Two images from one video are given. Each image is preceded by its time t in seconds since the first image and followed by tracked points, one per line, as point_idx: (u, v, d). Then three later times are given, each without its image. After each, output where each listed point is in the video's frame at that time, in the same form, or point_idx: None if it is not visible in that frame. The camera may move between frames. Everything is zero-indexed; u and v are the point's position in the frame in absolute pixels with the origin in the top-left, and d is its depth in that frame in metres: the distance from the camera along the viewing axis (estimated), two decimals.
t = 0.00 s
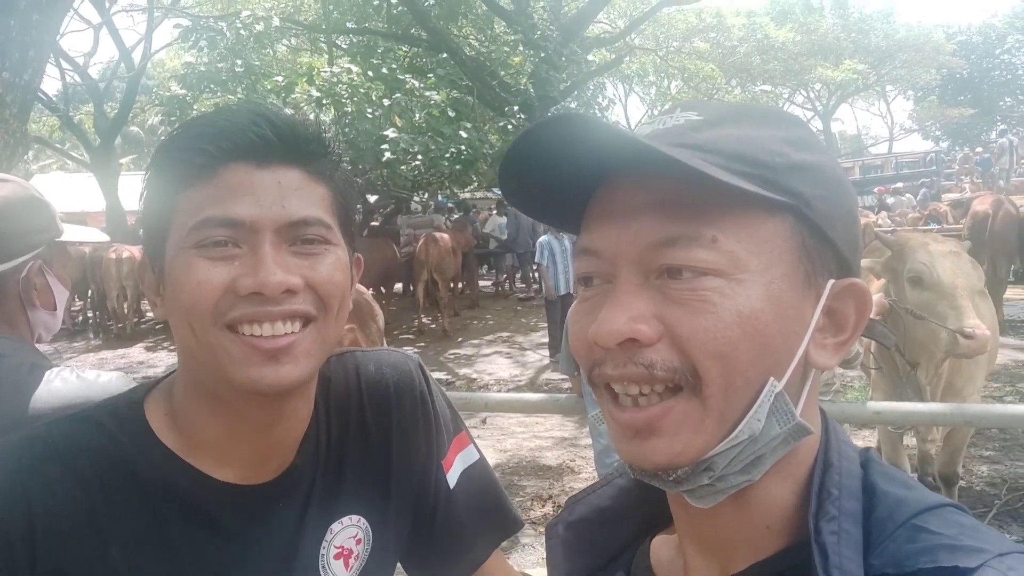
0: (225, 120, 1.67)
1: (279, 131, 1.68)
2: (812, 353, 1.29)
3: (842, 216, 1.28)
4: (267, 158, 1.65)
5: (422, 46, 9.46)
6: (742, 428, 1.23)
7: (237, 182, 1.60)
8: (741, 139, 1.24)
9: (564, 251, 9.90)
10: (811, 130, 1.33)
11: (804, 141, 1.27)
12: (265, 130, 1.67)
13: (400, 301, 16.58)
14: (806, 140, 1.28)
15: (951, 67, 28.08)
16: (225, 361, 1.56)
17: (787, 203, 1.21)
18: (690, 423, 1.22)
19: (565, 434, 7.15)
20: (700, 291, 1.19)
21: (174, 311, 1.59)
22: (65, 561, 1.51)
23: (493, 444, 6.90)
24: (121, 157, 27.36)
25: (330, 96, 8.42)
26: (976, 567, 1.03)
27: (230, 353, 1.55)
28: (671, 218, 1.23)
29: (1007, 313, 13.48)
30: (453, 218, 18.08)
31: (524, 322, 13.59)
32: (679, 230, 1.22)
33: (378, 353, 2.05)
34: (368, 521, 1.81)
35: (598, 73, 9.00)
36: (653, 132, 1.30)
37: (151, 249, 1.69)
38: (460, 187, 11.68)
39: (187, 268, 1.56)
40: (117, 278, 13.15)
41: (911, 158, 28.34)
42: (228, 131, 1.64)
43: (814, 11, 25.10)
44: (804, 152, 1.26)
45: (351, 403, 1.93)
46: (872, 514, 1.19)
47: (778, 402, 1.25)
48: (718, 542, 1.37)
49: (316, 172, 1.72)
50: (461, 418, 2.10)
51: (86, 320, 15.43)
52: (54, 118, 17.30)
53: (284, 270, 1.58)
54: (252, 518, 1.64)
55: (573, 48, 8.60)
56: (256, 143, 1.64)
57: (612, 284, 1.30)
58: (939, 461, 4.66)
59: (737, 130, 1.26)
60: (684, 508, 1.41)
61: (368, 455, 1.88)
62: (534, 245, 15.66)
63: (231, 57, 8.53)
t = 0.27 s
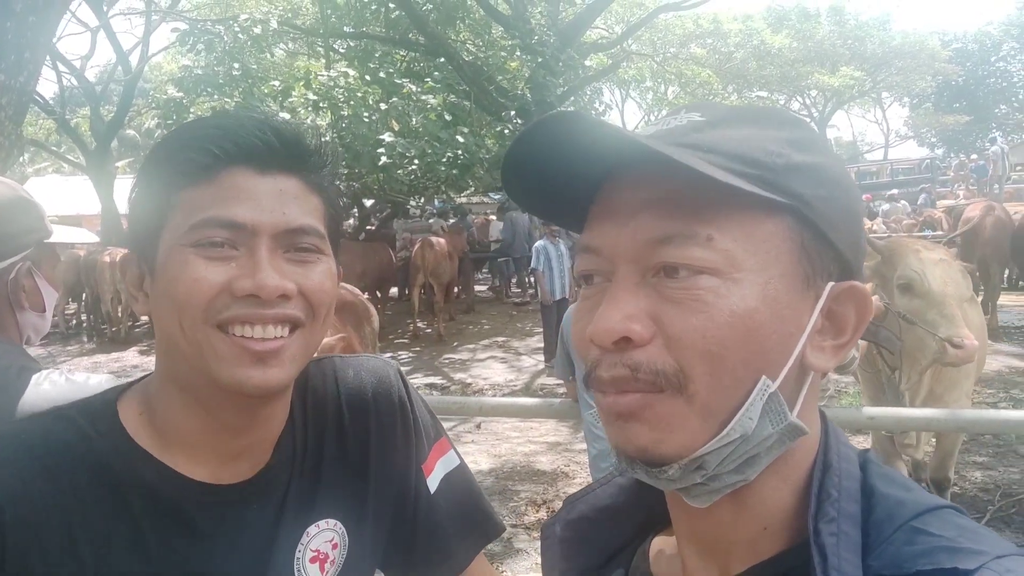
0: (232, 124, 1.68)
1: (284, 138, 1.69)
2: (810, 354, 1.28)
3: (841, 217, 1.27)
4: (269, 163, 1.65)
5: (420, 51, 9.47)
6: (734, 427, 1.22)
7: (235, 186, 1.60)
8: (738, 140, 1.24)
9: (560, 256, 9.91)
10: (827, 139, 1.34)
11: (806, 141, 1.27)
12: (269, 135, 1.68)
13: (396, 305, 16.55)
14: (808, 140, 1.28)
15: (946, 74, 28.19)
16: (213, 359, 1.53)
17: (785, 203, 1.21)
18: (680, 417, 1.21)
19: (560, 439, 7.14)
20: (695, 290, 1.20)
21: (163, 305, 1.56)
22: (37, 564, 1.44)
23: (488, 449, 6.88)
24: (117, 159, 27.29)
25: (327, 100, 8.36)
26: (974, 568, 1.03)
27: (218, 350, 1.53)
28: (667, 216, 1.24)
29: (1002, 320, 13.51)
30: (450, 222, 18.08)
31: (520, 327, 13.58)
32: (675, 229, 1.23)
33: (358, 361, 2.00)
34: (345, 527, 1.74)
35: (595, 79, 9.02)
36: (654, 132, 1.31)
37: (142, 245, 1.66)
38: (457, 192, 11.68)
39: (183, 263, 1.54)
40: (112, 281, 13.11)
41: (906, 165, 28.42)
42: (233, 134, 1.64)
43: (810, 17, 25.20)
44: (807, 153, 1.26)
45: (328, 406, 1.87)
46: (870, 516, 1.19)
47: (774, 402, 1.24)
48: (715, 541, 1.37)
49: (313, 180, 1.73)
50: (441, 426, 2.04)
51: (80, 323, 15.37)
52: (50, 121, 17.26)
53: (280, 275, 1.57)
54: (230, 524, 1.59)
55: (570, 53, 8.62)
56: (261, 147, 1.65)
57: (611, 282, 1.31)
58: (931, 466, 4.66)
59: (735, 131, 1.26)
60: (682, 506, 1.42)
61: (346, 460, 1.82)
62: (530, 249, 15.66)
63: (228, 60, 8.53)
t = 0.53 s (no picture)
0: (248, 134, 1.66)
1: (300, 151, 1.68)
2: (811, 354, 1.27)
3: (840, 213, 1.26)
4: (285, 172, 1.64)
5: (415, 60, 9.49)
6: (737, 426, 1.21)
7: (252, 198, 1.57)
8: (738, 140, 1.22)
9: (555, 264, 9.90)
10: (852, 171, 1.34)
11: (809, 139, 1.26)
12: (287, 148, 1.66)
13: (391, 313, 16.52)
14: (809, 139, 1.26)
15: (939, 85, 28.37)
16: (232, 370, 1.51)
17: (783, 202, 1.20)
18: (681, 419, 1.20)
19: (555, 447, 7.12)
20: (695, 292, 1.19)
21: (179, 313, 1.53)
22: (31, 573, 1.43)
23: (482, 457, 6.86)
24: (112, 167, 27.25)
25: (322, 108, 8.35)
26: (977, 569, 1.01)
27: (239, 361, 1.51)
28: (667, 217, 1.23)
29: (995, 329, 13.55)
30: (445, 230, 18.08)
31: (515, 335, 13.56)
32: (673, 230, 1.22)
33: (351, 367, 1.97)
34: (339, 533, 1.71)
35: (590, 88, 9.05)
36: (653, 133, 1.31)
37: (149, 249, 1.61)
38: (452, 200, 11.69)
39: (204, 273, 1.51)
40: (106, 289, 13.07)
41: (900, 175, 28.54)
42: (249, 146, 1.62)
43: (803, 28, 25.38)
44: (809, 153, 1.24)
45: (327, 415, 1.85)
46: (873, 517, 1.17)
47: (775, 400, 1.23)
48: (716, 541, 1.36)
49: (321, 188, 1.71)
50: (434, 431, 2.01)
51: (73, 331, 15.31)
52: (45, 128, 17.24)
53: (302, 287, 1.56)
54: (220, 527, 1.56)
55: (565, 62, 8.65)
56: (276, 156, 1.63)
57: (610, 284, 1.31)
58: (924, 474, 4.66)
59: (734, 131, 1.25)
60: (684, 504, 1.41)
61: (339, 467, 1.79)
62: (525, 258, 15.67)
63: (223, 68, 8.54)
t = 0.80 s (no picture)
0: (261, 129, 1.67)
1: (311, 147, 1.70)
2: (796, 360, 1.27)
3: (829, 215, 1.24)
4: (295, 166, 1.66)
5: (414, 67, 9.54)
6: (718, 438, 1.23)
7: (266, 192, 1.60)
8: (713, 148, 1.24)
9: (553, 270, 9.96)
10: (851, 163, 1.36)
11: (791, 140, 1.26)
12: (298, 143, 1.68)
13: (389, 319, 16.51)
14: (791, 140, 1.27)
15: (935, 92, 28.49)
16: (241, 362, 1.53)
17: (759, 209, 1.20)
18: (664, 434, 1.23)
19: (554, 452, 7.12)
20: (668, 306, 1.21)
21: (190, 303, 1.55)
22: (36, 565, 1.43)
23: (481, 462, 6.86)
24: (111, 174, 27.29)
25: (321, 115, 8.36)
26: (976, 569, 1.04)
27: (247, 354, 1.53)
28: (640, 230, 1.25)
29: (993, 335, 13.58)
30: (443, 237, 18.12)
31: (513, 341, 13.57)
32: (646, 245, 1.24)
33: (365, 359, 1.99)
34: (352, 526, 1.74)
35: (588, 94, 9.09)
36: (634, 142, 1.33)
37: (162, 238, 1.62)
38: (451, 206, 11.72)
39: (216, 265, 1.53)
40: (104, 295, 13.08)
41: (897, 181, 28.61)
42: (265, 141, 1.64)
43: (801, 34, 25.47)
44: (789, 154, 1.24)
45: (336, 404, 1.86)
46: (873, 516, 1.20)
47: (757, 410, 1.24)
48: (714, 543, 1.38)
49: (330, 185, 1.73)
50: (447, 426, 2.03)
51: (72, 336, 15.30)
52: (44, 135, 17.26)
53: (312, 283, 1.58)
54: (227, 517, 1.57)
55: (563, 69, 8.68)
56: (287, 151, 1.65)
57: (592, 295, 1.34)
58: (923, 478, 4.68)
59: (709, 135, 1.27)
60: (682, 507, 1.42)
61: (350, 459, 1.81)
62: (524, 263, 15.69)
63: (222, 75, 8.56)
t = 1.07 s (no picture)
0: (328, 146, 1.69)
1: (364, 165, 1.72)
2: (792, 360, 1.29)
3: (827, 213, 1.26)
4: (353, 191, 1.69)
5: (405, 72, 9.56)
6: (712, 435, 1.24)
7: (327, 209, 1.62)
8: (712, 148, 1.25)
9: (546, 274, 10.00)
10: (850, 164, 1.38)
11: (787, 139, 1.28)
12: (354, 160, 1.70)
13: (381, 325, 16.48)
14: (787, 138, 1.28)
15: (923, 97, 28.71)
16: (275, 371, 1.55)
17: (755, 210, 1.22)
18: (654, 433, 1.24)
19: (547, 457, 7.12)
20: (661, 306, 1.22)
21: (234, 305, 1.55)
22: (39, 563, 1.45)
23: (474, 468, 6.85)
24: (100, 180, 27.17)
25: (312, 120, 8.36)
26: (975, 571, 1.05)
27: (284, 364, 1.55)
28: (636, 230, 1.27)
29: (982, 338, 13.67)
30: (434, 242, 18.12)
31: (506, 346, 13.57)
32: (640, 244, 1.26)
33: (376, 361, 1.97)
34: (362, 523, 1.73)
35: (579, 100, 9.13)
36: (632, 143, 1.34)
37: (210, 228, 1.60)
38: (443, 212, 11.72)
39: (271, 274, 1.55)
40: (94, 301, 13.01)
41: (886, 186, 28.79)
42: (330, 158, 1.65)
43: (789, 40, 25.65)
44: (788, 154, 1.26)
45: (345, 402, 1.85)
46: (870, 517, 1.21)
47: (750, 409, 1.26)
48: (711, 542, 1.39)
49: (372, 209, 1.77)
50: (454, 428, 2.00)
51: (61, 343, 15.21)
52: (33, 141, 17.18)
53: (351, 305, 1.62)
54: (233, 509, 1.57)
55: (555, 75, 8.71)
56: (350, 173, 1.68)
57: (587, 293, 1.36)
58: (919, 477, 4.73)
59: (705, 134, 1.29)
60: (680, 507, 1.43)
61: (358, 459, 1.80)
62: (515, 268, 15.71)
63: (213, 80, 8.54)
